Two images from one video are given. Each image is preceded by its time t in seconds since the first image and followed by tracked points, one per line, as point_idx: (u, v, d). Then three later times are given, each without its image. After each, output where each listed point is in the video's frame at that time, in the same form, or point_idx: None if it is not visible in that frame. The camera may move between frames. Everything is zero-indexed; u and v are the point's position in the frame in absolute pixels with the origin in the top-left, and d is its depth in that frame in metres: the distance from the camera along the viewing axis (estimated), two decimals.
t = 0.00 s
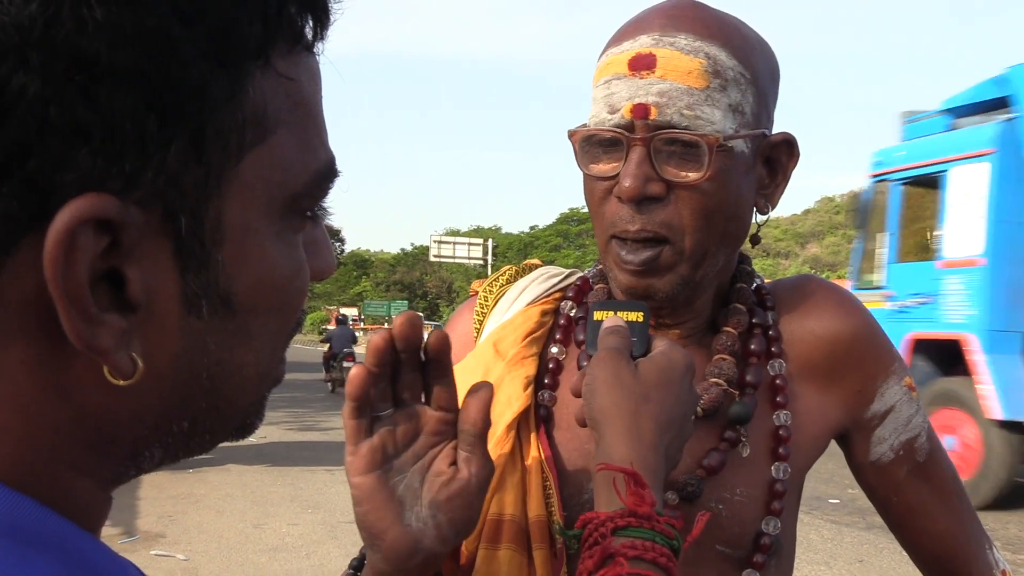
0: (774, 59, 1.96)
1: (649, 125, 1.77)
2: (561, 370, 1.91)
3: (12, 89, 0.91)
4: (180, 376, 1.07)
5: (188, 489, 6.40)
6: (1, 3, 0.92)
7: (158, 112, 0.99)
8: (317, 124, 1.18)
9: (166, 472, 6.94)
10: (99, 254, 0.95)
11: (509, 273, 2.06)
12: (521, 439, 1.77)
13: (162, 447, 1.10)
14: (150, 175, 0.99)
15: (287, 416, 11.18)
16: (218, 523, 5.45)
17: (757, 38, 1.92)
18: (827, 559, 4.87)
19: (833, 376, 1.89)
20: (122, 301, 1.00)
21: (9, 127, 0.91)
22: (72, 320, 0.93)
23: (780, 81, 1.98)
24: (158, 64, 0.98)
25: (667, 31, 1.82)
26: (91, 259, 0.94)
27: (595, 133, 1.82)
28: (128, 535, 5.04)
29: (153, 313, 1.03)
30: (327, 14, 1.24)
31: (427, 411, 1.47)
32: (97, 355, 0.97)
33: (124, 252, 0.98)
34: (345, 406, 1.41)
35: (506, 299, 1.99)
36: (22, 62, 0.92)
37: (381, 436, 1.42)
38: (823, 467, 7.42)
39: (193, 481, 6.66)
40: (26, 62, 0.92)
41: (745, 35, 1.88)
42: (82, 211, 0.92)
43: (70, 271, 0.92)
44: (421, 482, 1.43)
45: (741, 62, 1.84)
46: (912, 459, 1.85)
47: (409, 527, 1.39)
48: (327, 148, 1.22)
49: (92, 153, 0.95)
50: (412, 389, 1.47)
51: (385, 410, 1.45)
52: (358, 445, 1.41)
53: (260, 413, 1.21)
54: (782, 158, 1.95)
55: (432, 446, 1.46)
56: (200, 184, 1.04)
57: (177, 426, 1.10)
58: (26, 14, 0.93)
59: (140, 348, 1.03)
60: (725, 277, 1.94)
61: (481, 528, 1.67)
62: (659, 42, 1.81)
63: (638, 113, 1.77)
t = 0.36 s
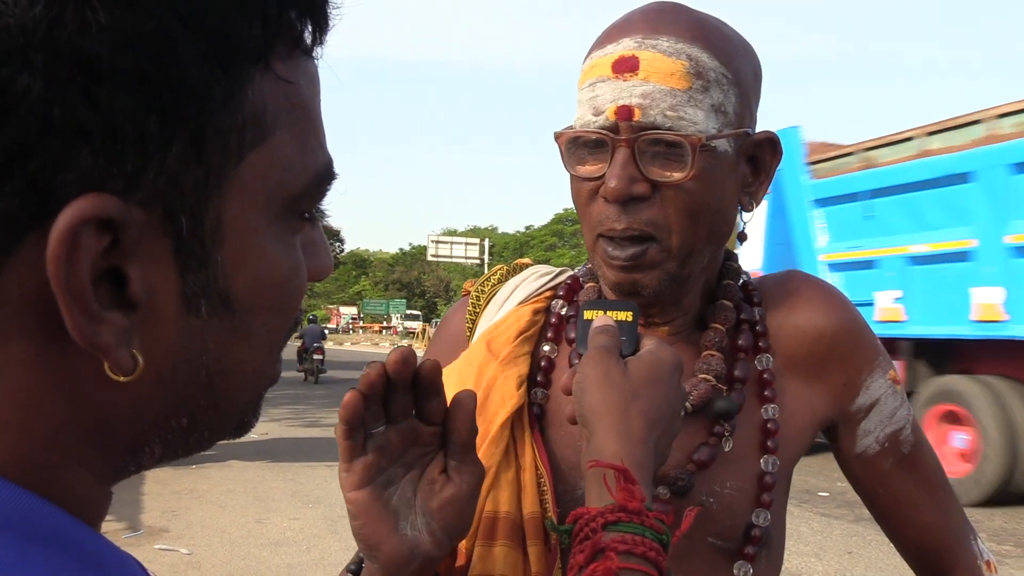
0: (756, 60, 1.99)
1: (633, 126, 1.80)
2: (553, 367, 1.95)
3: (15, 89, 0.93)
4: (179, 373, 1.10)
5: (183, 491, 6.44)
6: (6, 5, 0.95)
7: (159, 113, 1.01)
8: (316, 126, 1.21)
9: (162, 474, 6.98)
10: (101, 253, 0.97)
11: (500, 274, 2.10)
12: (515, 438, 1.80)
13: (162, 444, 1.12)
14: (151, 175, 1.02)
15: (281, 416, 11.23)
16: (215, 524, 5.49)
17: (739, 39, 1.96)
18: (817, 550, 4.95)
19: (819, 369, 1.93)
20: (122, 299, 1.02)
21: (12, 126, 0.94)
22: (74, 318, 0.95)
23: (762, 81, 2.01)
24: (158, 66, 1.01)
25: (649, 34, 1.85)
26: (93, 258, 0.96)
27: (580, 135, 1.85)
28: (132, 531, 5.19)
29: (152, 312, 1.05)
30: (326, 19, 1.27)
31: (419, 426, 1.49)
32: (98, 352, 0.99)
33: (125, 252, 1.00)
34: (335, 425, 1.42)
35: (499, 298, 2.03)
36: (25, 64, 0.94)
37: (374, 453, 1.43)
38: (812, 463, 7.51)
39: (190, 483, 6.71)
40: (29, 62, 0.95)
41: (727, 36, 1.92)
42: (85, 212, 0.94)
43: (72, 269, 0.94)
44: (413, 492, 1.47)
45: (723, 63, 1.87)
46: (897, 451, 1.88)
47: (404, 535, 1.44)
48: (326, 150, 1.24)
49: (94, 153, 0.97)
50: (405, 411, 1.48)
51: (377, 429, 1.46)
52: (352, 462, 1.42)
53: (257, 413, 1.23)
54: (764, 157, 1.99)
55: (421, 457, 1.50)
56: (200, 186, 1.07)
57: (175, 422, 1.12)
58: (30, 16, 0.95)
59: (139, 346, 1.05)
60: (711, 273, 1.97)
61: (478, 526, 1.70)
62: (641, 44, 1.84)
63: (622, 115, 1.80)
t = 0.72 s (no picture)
0: (749, 64, 2.03)
1: (629, 130, 1.83)
2: (551, 366, 1.98)
3: (32, 98, 0.96)
4: (185, 374, 1.13)
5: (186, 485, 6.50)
6: (25, 14, 0.97)
7: (171, 123, 1.05)
8: (322, 136, 1.24)
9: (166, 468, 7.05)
10: (113, 257, 1.00)
11: (498, 273, 2.15)
12: (514, 437, 1.83)
13: (164, 442, 1.15)
14: (163, 184, 1.05)
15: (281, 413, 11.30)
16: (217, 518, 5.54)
17: (732, 43, 1.99)
18: (808, 543, 4.99)
19: (811, 366, 1.96)
20: (133, 302, 1.05)
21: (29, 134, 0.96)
22: (86, 320, 0.98)
23: (756, 84, 2.05)
24: (172, 78, 1.04)
25: (645, 39, 1.88)
26: (104, 262, 0.99)
27: (577, 138, 1.88)
28: (139, 524, 5.26)
29: (161, 314, 1.08)
30: (333, 32, 1.31)
31: (417, 428, 1.53)
32: (108, 354, 1.01)
33: (136, 257, 1.03)
34: (336, 428, 1.45)
35: (498, 298, 2.08)
36: (42, 73, 0.97)
37: (374, 457, 1.47)
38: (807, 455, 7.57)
39: (192, 477, 6.77)
40: (46, 71, 0.97)
41: (720, 41, 1.95)
42: (100, 219, 0.97)
43: (84, 274, 0.97)
44: (413, 492, 1.51)
45: (717, 68, 1.90)
46: (886, 446, 1.93)
47: (404, 535, 1.47)
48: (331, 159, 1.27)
49: (108, 161, 1.00)
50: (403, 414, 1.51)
51: (376, 432, 1.49)
52: (352, 465, 1.46)
53: (252, 415, 1.26)
54: (758, 160, 2.02)
55: (419, 456, 1.53)
56: (211, 194, 1.10)
57: (178, 421, 1.15)
58: (48, 26, 0.97)
59: (148, 347, 1.08)
60: (706, 271, 2.01)
61: (478, 522, 1.73)
62: (637, 50, 1.87)
63: (618, 119, 1.83)
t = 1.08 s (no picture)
0: (745, 71, 2.06)
1: (629, 135, 1.87)
2: (551, 365, 2.01)
3: (66, 112, 1.00)
4: (201, 374, 1.17)
5: (190, 483, 6.54)
6: (60, 31, 1.00)
7: (196, 137, 1.09)
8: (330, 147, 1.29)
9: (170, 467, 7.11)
10: (138, 262, 1.04)
11: (499, 275, 2.19)
12: (515, 436, 1.86)
13: (175, 441, 1.19)
14: (187, 193, 1.09)
15: (283, 411, 11.35)
16: (218, 517, 5.56)
17: (731, 50, 2.02)
18: (804, 536, 5.03)
19: (806, 364, 2.00)
20: (155, 305, 1.09)
21: (62, 145, 1.00)
22: (112, 324, 1.02)
23: (752, 91, 2.08)
24: (198, 94, 1.08)
25: (646, 46, 1.91)
26: (131, 267, 1.03)
27: (579, 142, 1.92)
28: (148, 521, 5.33)
29: (181, 317, 1.12)
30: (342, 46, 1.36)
31: (424, 426, 1.56)
32: (131, 355, 1.05)
33: (159, 262, 1.07)
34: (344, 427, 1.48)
35: (499, 298, 2.11)
36: (76, 87, 1.01)
37: (381, 453, 1.49)
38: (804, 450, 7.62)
39: (196, 476, 6.80)
40: (79, 86, 1.01)
41: (719, 49, 1.98)
42: (127, 227, 1.01)
43: (113, 280, 1.01)
44: (419, 490, 1.54)
45: (716, 75, 1.94)
46: (878, 441, 1.96)
47: (410, 530, 1.50)
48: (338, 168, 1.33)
49: (136, 172, 1.04)
50: (410, 412, 1.55)
51: (385, 431, 1.52)
52: (360, 462, 1.48)
53: (253, 417, 1.29)
54: (754, 166, 2.06)
55: (425, 454, 1.56)
56: (230, 203, 1.14)
57: (190, 420, 1.19)
58: (82, 43, 1.01)
59: (167, 348, 1.12)
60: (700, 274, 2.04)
61: (479, 517, 1.77)
62: (639, 57, 1.90)
63: (618, 124, 1.87)
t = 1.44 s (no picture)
0: (739, 71, 2.09)
1: (624, 132, 1.91)
2: (551, 357, 2.07)
3: (75, 104, 1.04)
4: (212, 364, 1.21)
5: (202, 488, 6.64)
6: (70, 27, 1.04)
7: (201, 129, 1.12)
8: (337, 146, 1.34)
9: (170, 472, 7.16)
10: (146, 251, 1.08)
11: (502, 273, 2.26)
12: (515, 422, 1.90)
13: (191, 431, 1.23)
14: (194, 184, 1.12)
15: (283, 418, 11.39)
16: (232, 521, 5.66)
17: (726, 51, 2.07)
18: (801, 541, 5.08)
19: (801, 359, 2.04)
20: (165, 295, 1.13)
21: (70, 137, 1.04)
22: (121, 311, 1.06)
23: (745, 92, 2.12)
24: (204, 87, 1.12)
25: (640, 47, 1.96)
26: (139, 255, 1.07)
27: (576, 141, 1.95)
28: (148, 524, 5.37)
29: (191, 307, 1.16)
30: (349, 48, 1.40)
31: (418, 387, 1.60)
32: (140, 342, 1.09)
33: (168, 252, 1.11)
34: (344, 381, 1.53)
35: (500, 293, 2.16)
36: (84, 81, 1.04)
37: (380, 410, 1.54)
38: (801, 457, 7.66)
39: (205, 481, 6.90)
40: (88, 79, 1.05)
41: (714, 49, 2.03)
42: (135, 216, 1.05)
43: (122, 267, 1.05)
44: (416, 449, 1.57)
45: (708, 75, 1.98)
46: (871, 435, 2.00)
47: (410, 488, 1.54)
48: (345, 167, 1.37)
49: (143, 162, 1.08)
50: (405, 372, 1.60)
51: (381, 389, 1.57)
52: (359, 418, 1.53)
53: (274, 406, 1.34)
54: (745, 163, 2.10)
55: (422, 416, 1.61)
56: (237, 195, 1.18)
57: (205, 412, 1.23)
58: (91, 38, 1.05)
59: (178, 337, 1.15)
60: (699, 266, 2.07)
61: (480, 502, 1.80)
62: (634, 57, 1.94)
63: (615, 122, 1.91)
